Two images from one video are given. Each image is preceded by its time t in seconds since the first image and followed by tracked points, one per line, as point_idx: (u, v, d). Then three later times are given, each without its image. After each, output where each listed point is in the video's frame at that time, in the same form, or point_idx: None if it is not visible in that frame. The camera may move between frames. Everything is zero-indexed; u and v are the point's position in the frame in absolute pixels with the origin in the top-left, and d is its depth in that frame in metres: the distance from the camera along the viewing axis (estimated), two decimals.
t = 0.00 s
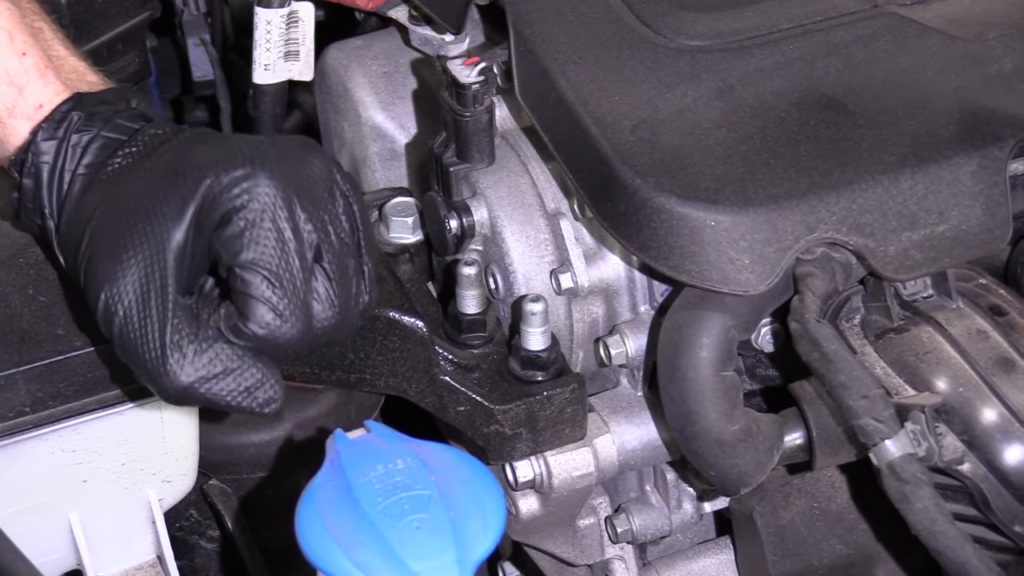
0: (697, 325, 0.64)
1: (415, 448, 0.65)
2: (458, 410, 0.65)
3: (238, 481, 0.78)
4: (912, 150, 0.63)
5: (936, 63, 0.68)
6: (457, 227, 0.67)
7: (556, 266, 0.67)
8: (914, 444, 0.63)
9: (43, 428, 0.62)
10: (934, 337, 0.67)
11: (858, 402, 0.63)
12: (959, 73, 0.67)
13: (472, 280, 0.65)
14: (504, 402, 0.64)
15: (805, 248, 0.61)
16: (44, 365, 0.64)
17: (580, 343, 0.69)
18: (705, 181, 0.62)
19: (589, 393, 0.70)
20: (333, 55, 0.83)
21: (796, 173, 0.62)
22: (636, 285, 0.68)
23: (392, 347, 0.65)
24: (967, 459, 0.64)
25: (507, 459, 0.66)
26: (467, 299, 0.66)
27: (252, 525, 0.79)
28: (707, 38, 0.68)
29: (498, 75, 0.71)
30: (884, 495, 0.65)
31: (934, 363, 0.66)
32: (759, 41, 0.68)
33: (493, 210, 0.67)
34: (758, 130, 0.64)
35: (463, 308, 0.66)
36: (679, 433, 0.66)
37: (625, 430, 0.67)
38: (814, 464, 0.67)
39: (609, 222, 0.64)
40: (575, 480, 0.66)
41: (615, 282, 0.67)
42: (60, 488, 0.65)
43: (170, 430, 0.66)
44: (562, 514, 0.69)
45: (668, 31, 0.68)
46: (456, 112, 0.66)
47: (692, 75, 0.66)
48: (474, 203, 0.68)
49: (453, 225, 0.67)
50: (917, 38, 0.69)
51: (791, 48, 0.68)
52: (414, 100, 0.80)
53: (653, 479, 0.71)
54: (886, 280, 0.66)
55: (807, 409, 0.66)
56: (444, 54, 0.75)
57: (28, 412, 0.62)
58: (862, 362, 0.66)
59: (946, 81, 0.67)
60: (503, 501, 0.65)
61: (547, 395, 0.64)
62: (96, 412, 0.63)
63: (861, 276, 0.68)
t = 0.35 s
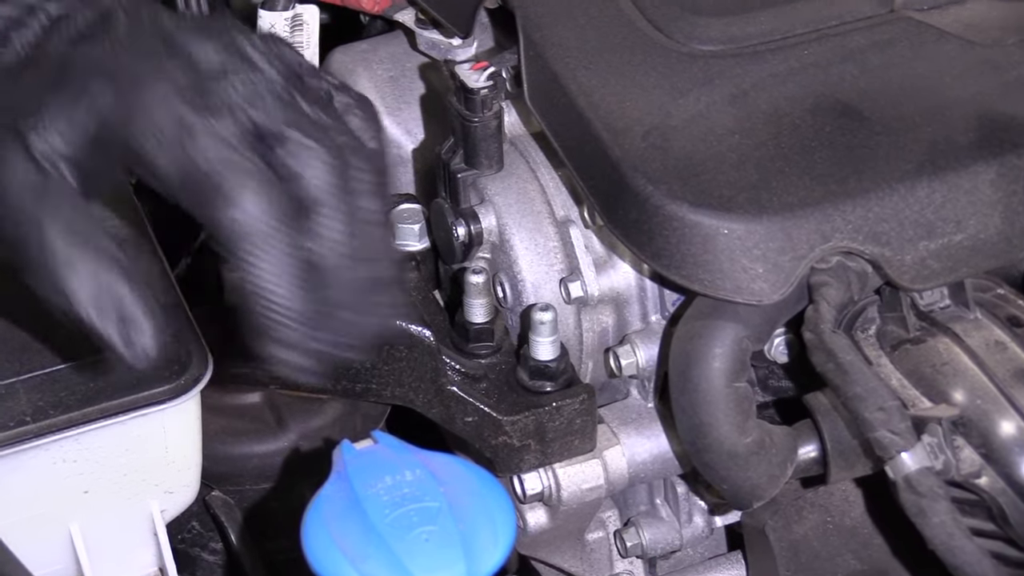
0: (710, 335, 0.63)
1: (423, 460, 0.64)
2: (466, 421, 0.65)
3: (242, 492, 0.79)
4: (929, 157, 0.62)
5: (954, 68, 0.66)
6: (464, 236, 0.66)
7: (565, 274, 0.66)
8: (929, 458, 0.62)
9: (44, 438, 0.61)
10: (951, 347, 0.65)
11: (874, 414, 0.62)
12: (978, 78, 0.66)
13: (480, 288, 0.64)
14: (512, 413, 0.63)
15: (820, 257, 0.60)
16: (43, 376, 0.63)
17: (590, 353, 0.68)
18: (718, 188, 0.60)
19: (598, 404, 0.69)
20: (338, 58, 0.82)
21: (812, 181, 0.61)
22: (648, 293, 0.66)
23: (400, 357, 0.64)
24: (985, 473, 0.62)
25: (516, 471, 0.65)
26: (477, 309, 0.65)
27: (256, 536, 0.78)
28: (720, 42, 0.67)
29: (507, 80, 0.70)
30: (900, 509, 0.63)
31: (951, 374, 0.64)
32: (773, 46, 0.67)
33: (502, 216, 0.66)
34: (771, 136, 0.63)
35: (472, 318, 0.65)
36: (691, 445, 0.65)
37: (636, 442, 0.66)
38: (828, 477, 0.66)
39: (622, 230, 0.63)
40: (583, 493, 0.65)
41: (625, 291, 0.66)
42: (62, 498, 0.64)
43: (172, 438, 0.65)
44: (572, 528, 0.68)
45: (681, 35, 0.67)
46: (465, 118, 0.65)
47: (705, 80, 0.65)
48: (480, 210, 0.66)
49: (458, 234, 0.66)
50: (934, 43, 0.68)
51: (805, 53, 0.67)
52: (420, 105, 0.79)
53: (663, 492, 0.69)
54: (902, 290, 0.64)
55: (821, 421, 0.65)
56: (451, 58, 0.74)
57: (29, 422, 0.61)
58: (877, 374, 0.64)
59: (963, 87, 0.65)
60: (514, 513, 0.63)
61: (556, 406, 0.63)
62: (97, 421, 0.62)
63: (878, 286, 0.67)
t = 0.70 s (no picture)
0: (737, 366, 0.62)
1: (448, 489, 0.62)
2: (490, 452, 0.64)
3: (262, 521, 0.79)
4: (961, 187, 0.61)
5: (985, 97, 0.65)
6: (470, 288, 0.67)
7: (591, 303, 0.66)
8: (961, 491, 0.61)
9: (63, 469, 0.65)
10: (981, 381, 0.64)
11: (903, 448, 0.61)
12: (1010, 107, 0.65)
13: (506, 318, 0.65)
14: (537, 443, 0.63)
15: (851, 287, 0.59)
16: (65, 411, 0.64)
17: (615, 383, 0.67)
18: (747, 218, 0.59)
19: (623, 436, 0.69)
20: (360, 82, 0.82)
21: (841, 211, 0.60)
22: (674, 323, 0.66)
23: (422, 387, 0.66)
24: (1016, 509, 0.62)
25: (539, 502, 0.64)
26: (491, 354, 0.64)
27: (279, 563, 0.78)
28: (748, 69, 0.66)
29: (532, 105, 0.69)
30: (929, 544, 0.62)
31: (982, 408, 0.63)
32: (802, 73, 0.66)
33: (527, 245, 0.66)
34: (800, 166, 0.62)
35: (487, 361, 0.64)
36: (717, 478, 0.64)
37: (661, 474, 0.65)
38: (857, 512, 0.65)
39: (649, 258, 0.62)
40: (609, 525, 0.64)
41: (651, 321, 0.66)
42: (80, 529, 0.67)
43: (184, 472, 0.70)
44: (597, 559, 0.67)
45: (708, 60, 0.66)
46: (490, 143, 0.65)
47: (733, 108, 0.64)
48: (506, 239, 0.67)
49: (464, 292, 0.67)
50: (964, 71, 0.67)
51: (834, 81, 0.66)
52: (444, 131, 0.79)
53: (688, 524, 0.69)
54: (933, 321, 0.63)
55: (849, 454, 0.64)
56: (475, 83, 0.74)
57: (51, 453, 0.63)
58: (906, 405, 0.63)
59: (995, 117, 0.65)
60: (539, 544, 0.62)
61: (581, 436, 0.63)
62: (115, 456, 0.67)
63: (908, 317, 0.66)
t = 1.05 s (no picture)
0: (768, 400, 0.62)
1: (478, 520, 0.60)
2: (519, 483, 0.66)
3: (289, 552, 0.76)
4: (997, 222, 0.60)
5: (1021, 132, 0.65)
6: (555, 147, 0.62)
7: (622, 337, 0.67)
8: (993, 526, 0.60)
9: (90, 494, 0.60)
10: (1015, 417, 0.64)
11: (935, 483, 0.60)
12: None
13: (535, 349, 0.67)
14: (566, 477, 0.65)
15: (884, 322, 0.58)
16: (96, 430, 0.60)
17: (645, 417, 0.69)
18: (779, 251, 0.59)
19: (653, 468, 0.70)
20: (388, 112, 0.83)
21: (875, 244, 0.59)
22: (704, 356, 0.67)
23: (452, 418, 0.67)
24: None
25: (568, 534, 0.66)
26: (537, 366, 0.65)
27: None
28: (782, 101, 0.66)
29: (565, 138, 0.70)
30: None
31: (1015, 445, 0.63)
32: (836, 106, 0.66)
33: (557, 276, 0.68)
34: (833, 199, 0.61)
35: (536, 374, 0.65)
36: (748, 511, 0.63)
37: (692, 509, 0.66)
38: (888, 547, 0.64)
39: (679, 290, 0.62)
40: (638, 559, 0.65)
41: (682, 354, 0.67)
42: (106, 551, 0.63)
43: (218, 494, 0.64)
44: None
45: (742, 94, 0.67)
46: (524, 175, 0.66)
47: (766, 140, 0.64)
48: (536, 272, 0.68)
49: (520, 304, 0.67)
50: (1000, 105, 0.66)
51: (868, 113, 0.65)
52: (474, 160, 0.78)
53: (718, 561, 0.70)
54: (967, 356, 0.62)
55: (881, 489, 0.63)
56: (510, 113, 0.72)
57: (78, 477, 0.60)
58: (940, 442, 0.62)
59: None
60: None
61: (611, 469, 0.65)
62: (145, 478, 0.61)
63: (943, 351, 0.65)
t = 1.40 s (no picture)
0: (767, 416, 0.62)
1: (473, 534, 0.59)
2: (518, 498, 0.67)
3: (288, 567, 0.77)
4: (999, 237, 0.60)
5: None
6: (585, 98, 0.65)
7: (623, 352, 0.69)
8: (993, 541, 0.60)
9: (88, 506, 0.60)
10: (1016, 434, 0.62)
11: (934, 499, 0.59)
12: None
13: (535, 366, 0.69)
14: (565, 492, 0.66)
15: (883, 339, 0.58)
16: (93, 443, 0.59)
17: (645, 434, 0.70)
18: (780, 267, 0.59)
19: (655, 486, 0.71)
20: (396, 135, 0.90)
21: (874, 259, 0.59)
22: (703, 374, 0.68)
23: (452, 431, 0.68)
24: None
25: (567, 551, 0.67)
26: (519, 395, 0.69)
27: None
28: (784, 117, 0.66)
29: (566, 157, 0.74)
30: None
31: (1015, 463, 0.61)
32: (837, 122, 0.66)
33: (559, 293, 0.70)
34: (833, 215, 0.61)
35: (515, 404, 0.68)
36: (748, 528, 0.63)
37: (691, 526, 0.68)
38: (889, 563, 0.64)
39: (679, 305, 0.62)
40: None
41: (683, 370, 0.68)
42: (103, 565, 0.63)
43: (217, 508, 0.64)
44: None
45: (744, 110, 0.67)
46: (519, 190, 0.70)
47: (768, 157, 0.64)
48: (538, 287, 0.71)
49: (513, 322, 0.70)
50: (1002, 121, 0.66)
51: (869, 129, 0.65)
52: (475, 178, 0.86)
53: None
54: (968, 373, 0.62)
55: (882, 506, 0.63)
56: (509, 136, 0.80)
57: (76, 489, 0.60)
58: (939, 459, 0.61)
59: None
60: None
61: (610, 485, 0.66)
62: (143, 490, 0.61)
63: (943, 368, 0.65)
